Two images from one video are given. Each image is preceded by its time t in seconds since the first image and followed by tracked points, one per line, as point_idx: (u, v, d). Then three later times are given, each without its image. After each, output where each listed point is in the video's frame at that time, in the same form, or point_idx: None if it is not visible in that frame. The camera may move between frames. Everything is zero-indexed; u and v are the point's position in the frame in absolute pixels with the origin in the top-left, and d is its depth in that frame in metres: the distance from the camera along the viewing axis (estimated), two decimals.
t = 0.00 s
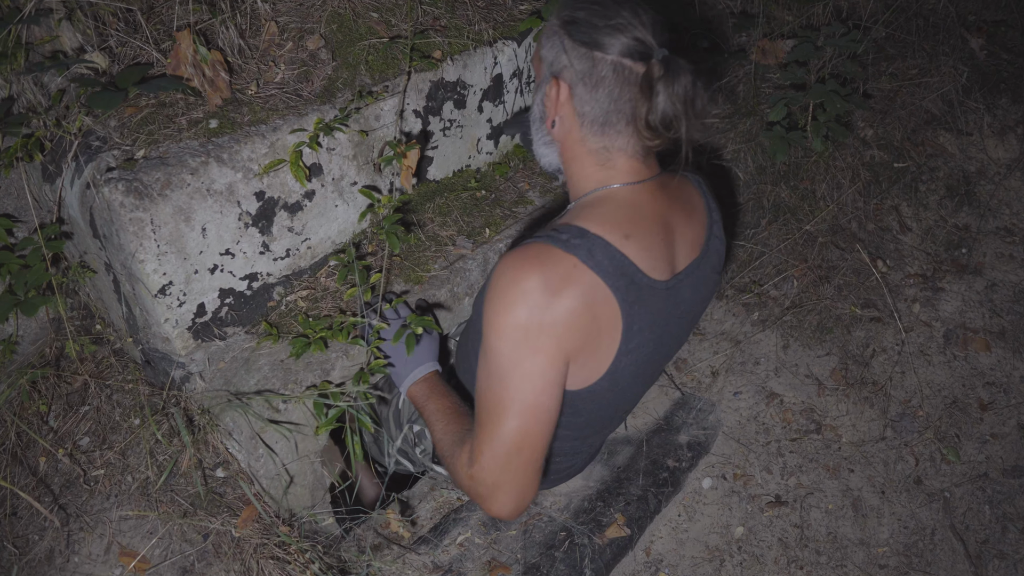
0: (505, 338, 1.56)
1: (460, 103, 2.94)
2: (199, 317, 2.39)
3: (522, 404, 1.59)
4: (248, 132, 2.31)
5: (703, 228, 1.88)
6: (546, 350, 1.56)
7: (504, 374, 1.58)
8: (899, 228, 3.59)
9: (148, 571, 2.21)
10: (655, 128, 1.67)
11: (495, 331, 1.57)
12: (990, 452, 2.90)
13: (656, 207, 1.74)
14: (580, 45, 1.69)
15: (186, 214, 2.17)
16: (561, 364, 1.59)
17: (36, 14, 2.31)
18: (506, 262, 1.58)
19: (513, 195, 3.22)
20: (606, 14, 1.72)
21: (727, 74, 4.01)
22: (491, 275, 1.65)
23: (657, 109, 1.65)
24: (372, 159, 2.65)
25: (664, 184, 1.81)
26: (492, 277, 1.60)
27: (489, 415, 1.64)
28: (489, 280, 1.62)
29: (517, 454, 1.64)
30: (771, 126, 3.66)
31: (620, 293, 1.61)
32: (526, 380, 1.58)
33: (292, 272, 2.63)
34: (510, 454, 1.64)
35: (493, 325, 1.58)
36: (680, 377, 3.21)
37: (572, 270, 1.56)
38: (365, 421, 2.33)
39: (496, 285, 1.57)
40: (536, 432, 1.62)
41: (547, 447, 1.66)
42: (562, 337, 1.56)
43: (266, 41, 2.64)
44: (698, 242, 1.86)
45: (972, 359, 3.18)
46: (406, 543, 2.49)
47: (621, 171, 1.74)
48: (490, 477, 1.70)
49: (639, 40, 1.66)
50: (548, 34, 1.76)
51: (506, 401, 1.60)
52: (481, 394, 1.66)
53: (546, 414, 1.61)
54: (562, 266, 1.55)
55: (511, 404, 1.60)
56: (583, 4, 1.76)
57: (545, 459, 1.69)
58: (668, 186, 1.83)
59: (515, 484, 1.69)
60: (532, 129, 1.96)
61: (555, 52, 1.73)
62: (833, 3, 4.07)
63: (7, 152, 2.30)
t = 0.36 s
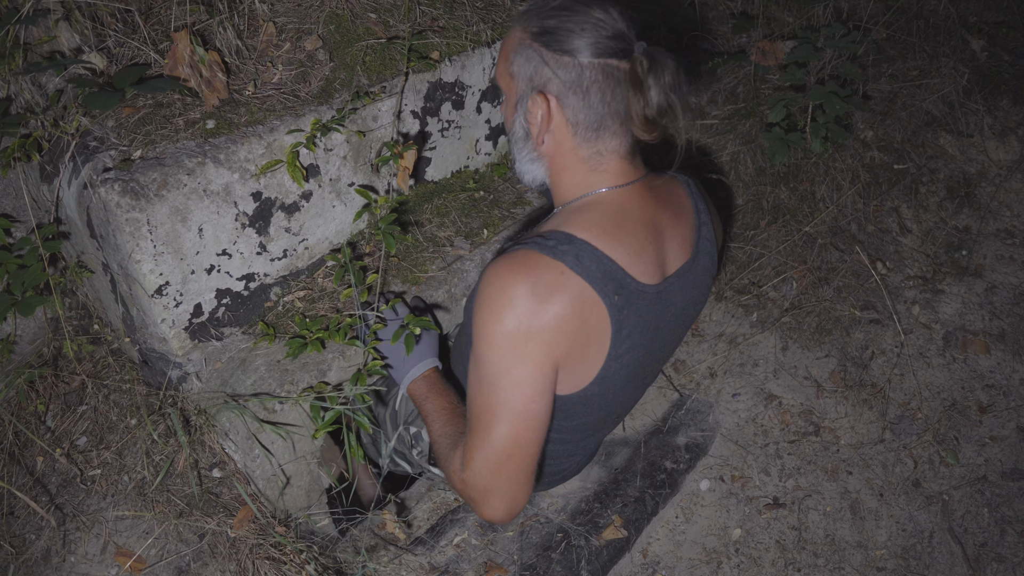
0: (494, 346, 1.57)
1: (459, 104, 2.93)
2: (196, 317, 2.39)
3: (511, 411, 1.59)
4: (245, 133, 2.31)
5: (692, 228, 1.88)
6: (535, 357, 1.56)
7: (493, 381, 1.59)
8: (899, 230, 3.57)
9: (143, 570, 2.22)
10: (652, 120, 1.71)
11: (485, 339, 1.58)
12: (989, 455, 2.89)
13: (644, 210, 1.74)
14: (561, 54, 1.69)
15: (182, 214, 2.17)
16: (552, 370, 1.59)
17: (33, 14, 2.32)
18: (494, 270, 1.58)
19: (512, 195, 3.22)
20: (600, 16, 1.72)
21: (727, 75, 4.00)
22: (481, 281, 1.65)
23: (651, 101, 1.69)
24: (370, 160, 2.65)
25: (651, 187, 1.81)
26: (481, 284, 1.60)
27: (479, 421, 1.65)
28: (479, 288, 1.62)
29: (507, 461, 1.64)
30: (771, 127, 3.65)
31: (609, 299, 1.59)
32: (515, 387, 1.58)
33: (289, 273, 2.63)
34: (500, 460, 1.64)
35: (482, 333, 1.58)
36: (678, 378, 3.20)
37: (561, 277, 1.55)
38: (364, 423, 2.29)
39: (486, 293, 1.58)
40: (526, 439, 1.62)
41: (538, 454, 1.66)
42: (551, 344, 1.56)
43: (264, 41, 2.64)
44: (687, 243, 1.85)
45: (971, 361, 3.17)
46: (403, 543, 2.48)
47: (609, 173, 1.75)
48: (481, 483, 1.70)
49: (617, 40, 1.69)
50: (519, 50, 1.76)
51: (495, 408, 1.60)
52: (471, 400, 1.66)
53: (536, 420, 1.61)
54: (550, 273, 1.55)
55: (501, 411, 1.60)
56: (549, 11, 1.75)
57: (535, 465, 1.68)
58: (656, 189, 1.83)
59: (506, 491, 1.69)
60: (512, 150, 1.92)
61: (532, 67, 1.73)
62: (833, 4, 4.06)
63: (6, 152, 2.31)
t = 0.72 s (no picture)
0: (504, 353, 1.56)
1: (460, 104, 2.93)
2: (197, 318, 2.38)
3: (521, 418, 1.59)
4: (246, 133, 2.31)
5: (698, 230, 1.88)
6: (545, 365, 1.55)
7: (503, 388, 1.58)
8: (902, 231, 3.57)
9: (145, 571, 2.21)
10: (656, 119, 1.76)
11: (496, 346, 1.57)
12: (992, 457, 2.88)
13: (651, 213, 1.73)
14: (562, 63, 1.67)
15: (183, 215, 2.16)
16: (563, 378, 1.58)
17: (34, 14, 2.31)
18: (506, 276, 1.57)
19: (513, 195, 3.21)
20: (602, 18, 1.72)
21: (729, 75, 3.99)
22: (492, 287, 1.64)
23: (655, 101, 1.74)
24: (371, 160, 2.65)
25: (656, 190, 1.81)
26: (492, 291, 1.59)
27: (489, 427, 1.64)
28: (490, 294, 1.61)
29: (517, 468, 1.64)
30: (773, 127, 3.65)
31: (620, 305, 1.59)
32: (525, 394, 1.57)
33: (290, 273, 2.63)
34: (509, 466, 1.63)
35: (493, 339, 1.58)
36: (680, 379, 3.19)
37: (573, 284, 1.54)
38: (364, 424, 2.28)
39: (497, 300, 1.57)
40: (536, 446, 1.61)
41: (547, 460, 1.65)
42: (563, 351, 1.55)
43: (265, 41, 2.64)
44: (694, 245, 1.85)
45: (974, 363, 3.16)
46: (405, 545, 2.48)
47: (616, 178, 1.74)
48: (490, 489, 1.70)
49: (614, 42, 1.70)
50: (516, 63, 1.74)
51: (505, 415, 1.60)
52: (480, 405, 1.66)
53: (546, 427, 1.60)
54: (563, 279, 1.54)
55: (511, 418, 1.59)
56: (540, 21, 1.73)
57: (544, 471, 1.68)
58: (661, 192, 1.83)
59: (514, 497, 1.69)
60: (515, 164, 1.89)
61: (533, 78, 1.71)
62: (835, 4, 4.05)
63: (7, 152, 2.31)
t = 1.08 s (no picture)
0: (507, 351, 1.55)
1: (461, 104, 2.92)
2: (196, 318, 2.37)
3: (523, 417, 1.58)
4: (246, 132, 2.30)
5: (699, 228, 1.87)
6: (548, 363, 1.54)
7: (505, 386, 1.57)
8: (904, 231, 3.55)
9: (143, 572, 2.20)
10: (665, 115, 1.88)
11: (498, 344, 1.56)
12: (994, 459, 2.87)
13: (651, 211, 1.73)
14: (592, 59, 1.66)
15: (183, 214, 2.15)
16: (565, 376, 1.57)
17: (34, 12, 2.30)
18: (509, 273, 1.56)
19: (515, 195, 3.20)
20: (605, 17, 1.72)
21: (731, 75, 3.98)
22: (494, 284, 1.63)
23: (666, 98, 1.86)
24: (372, 159, 2.64)
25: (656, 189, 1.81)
26: (495, 288, 1.58)
27: (490, 425, 1.63)
28: (493, 291, 1.59)
29: (517, 465, 1.63)
30: (776, 127, 3.63)
31: (624, 302, 1.58)
32: (528, 392, 1.56)
33: (290, 273, 2.62)
34: (510, 464, 1.63)
35: (495, 336, 1.56)
36: (682, 380, 3.18)
37: (576, 282, 1.53)
38: (365, 424, 2.27)
39: (500, 297, 1.55)
40: (538, 444, 1.61)
41: (548, 458, 1.65)
42: (566, 350, 1.54)
43: (265, 40, 2.63)
44: (695, 242, 1.84)
45: (976, 364, 3.15)
46: (405, 546, 2.46)
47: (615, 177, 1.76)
48: (490, 487, 1.69)
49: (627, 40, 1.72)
50: (541, 59, 1.67)
51: (506, 413, 1.59)
52: (482, 403, 1.65)
53: (548, 425, 1.60)
54: (566, 277, 1.53)
55: (513, 416, 1.58)
56: (562, 17, 1.70)
57: (545, 469, 1.67)
58: (661, 191, 1.83)
59: (515, 495, 1.68)
60: (527, 163, 1.83)
61: (561, 75, 1.67)
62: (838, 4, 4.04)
63: (6, 151, 2.30)
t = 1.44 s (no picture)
0: (513, 343, 1.54)
1: (463, 104, 2.91)
2: (198, 318, 2.37)
3: (530, 410, 1.58)
4: (248, 132, 2.29)
5: (699, 224, 1.88)
6: (555, 355, 1.54)
7: (511, 380, 1.57)
8: (907, 232, 3.54)
9: (144, 572, 2.20)
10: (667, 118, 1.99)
11: (504, 337, 1.56)
12: (998, 460, 2.86)
13: (654, 206, 1.74)
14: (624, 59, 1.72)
15: (184, 215, 2.15)
16: (572, 370, 1.57)
17: (35, 12, 2.30)
18: (516, 266, 1.56)
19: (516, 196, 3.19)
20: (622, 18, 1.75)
21: (733, 75, 3.97)
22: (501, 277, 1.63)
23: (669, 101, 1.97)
24: (373, 160, 2.63)
25: (657, 185, 1.83)
26: (502, 281, 1.57)
27: (495, 418, 1.63)
28: (500, 284, 1.59)
29: (523, 458, 1.63)
30: (778, 128, 3.63)
31: (630, 293, 1.58)
32: (535, 385, 1.55)
33: (292, 273, 2.61)
34: (515, 458, 1.62)
35: (502, 329, 1.56)
36: (684, 381, 3.18)
37: (583, 275, 1.53)
38: (366, 425, 2.26)
39: (506, 289, 1.55)
40: (543, 437, 1.60)
41: (553, 452, 1.65)
42: (573, 343, 1.54)
43: (267, 40, 2.62)
44: (696, 237, 1.85)
45: (979, 365, 3.14)
46: (406, 547, 2.45)
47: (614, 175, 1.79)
48: (495, 481, 1.69)
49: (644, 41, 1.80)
50: (578, 51, 1.69)
51: (512, 406, 1.58)
52: (487, 397, 1.64)
53: (553, 418, 1.59)
54: (573, 270, 1.53)
55: (518, 409, 1.58)
56: (591, 12, 1.73)
57: (550, 464, 1.67)
58: (662, 187, 1.84)
59: (520, 489, 1.67)
60: (547, 155, 1.81)
61: (594, 70, 1.70)
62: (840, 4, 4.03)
63: (7, 151, 2.29)
